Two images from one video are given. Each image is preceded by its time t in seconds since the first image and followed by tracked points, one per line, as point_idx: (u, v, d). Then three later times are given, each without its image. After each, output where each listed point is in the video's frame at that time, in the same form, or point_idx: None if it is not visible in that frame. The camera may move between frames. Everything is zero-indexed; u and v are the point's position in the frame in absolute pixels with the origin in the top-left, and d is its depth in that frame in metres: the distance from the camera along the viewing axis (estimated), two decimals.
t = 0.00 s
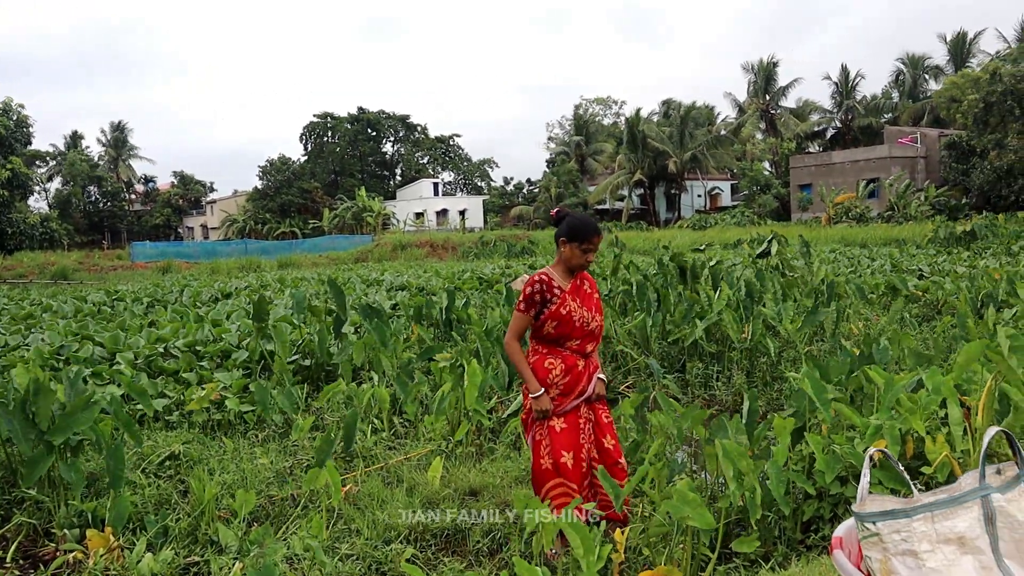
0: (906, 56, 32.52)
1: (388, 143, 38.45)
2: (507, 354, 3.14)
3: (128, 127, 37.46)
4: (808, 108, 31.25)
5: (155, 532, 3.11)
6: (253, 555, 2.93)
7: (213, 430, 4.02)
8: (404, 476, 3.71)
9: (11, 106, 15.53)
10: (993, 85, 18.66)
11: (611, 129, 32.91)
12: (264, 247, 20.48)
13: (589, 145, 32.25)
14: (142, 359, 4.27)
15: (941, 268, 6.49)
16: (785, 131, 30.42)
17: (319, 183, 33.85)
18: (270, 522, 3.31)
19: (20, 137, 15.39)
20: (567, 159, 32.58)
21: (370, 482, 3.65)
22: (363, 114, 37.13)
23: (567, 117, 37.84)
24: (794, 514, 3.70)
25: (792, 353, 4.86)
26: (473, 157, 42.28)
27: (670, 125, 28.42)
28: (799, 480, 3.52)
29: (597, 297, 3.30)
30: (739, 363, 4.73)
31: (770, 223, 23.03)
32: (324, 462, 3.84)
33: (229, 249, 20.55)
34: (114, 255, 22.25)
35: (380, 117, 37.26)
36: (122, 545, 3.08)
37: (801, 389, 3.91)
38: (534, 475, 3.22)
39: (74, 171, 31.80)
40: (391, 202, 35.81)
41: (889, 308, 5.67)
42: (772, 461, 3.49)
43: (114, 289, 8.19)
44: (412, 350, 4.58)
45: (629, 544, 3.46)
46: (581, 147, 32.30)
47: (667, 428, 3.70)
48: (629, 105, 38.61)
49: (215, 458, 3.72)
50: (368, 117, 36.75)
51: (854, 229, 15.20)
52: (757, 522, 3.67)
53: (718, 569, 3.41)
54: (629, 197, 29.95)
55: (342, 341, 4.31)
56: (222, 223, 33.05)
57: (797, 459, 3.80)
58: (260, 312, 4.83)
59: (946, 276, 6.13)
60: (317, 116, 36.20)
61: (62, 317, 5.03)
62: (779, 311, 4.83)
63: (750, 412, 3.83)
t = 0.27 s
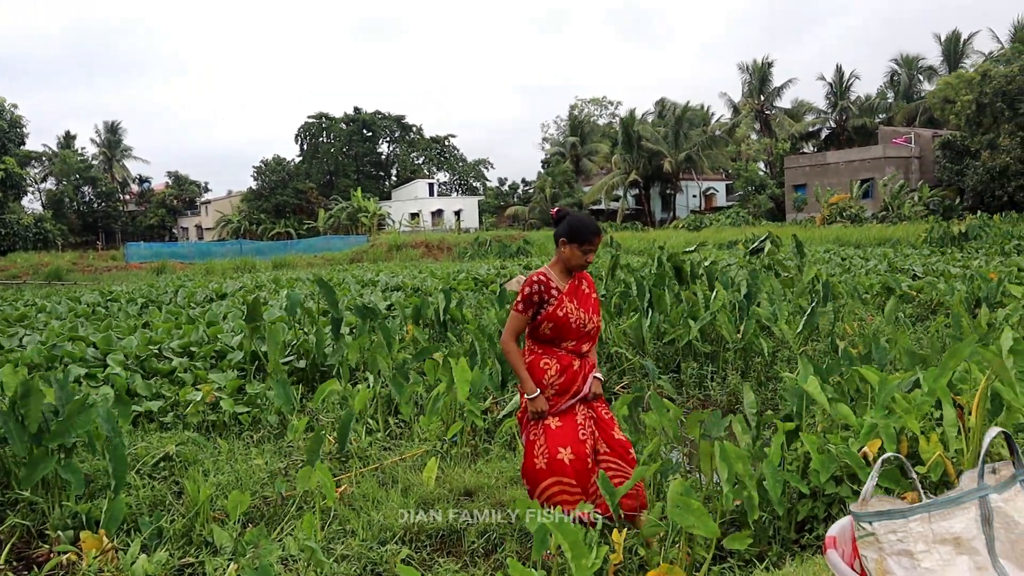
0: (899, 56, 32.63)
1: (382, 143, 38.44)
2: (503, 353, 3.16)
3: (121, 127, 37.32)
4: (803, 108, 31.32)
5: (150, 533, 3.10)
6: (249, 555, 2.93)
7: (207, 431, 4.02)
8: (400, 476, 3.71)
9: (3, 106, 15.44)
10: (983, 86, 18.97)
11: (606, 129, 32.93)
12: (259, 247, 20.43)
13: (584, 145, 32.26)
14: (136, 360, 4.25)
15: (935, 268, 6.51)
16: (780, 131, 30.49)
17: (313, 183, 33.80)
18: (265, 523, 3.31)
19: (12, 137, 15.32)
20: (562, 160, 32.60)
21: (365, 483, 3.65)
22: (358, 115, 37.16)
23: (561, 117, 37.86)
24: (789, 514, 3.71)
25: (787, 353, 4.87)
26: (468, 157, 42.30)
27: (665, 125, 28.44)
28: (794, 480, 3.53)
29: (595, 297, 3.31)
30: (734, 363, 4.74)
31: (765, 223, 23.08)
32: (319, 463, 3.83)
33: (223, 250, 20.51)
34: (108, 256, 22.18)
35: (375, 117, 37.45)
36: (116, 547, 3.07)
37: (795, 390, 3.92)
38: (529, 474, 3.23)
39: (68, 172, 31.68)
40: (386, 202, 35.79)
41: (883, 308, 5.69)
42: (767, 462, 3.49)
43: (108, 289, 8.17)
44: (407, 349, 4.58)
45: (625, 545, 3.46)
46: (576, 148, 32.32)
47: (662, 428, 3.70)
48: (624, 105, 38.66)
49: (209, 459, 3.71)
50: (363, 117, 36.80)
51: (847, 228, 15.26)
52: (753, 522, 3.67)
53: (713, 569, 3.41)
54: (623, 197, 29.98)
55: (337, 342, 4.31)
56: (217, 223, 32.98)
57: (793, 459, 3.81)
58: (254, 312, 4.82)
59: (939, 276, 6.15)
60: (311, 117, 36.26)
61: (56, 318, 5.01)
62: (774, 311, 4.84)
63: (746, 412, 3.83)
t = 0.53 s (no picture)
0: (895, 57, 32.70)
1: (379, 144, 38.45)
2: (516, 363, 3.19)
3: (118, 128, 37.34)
4: (799, 109, 31.37)
5: (145, 535, 3.11)
6: (244, 556, 2.94)
7: (203, 432, 4.01)
8: (395, 477, 3.71)
9: None
10: (978, 88, 19.01)
11: (602, 129, 32.94)
12: (255, 248, 20.44)
13: (580, 146, 32.26)
14: (131, 361, 4.25)
15: (930, 269, 6.54)
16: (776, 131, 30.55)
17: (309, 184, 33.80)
18: (261, 525, 3.31)
19: (9, 139, 15.34)
20: (558, 160, 32.62)
21: (361, 484, 3.65)
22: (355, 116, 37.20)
23: (558, 118, 37.90)
24: (785, 514, 3.71)
25: (783, 353, 4.88)
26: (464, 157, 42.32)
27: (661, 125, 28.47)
28: (790, 481, 3.53)
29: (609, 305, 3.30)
30: (730, 364, 4.75)
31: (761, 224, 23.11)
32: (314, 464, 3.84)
33: (220, 250, 20.52)
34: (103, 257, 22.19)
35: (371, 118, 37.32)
36: (111, 548, 3.07)
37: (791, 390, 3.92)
38: (544, 483, 3.27)
39: (64, 172, 31.64)
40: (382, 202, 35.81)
41: (878, 309, 5.70)
42: (762, 462, 3.49)
43: (104, 290, 8.19)
44: (403, 351, 4.58)
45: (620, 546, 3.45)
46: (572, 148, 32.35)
47: (658, 429, 3.70)
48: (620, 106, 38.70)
49: (205, 460, 3.71)
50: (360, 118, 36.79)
51: (841, 230, 15.29)
52: (749, 523, 3.67)
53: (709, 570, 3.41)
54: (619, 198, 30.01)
55: (332, 343, 4.31)
56: (213, 223, 32.97)
57: (789, 459, 3.81)
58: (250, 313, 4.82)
59: (935, 276, 6.17)
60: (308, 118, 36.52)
61: (52, 319, 5.02)
62: (769, 312, 4.84)
63: (742, 413, 3.83)
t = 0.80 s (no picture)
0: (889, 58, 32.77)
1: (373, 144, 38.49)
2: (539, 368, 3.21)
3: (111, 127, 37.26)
4: (793, 109, 31.47)
5: (138, 535, 3.12)
6: (237, 557, 2.94)
7: (195, 433, 4.02)
8: (388, 477, 3.72)
9: None
10: (971, 90, 19.20)
11: (595, 130, 32.95)
12: (248, 249, 20.38)
13: (575, 146, 32.26)
14: (124, 361, 4.25)
15: (922, 269, 6.58)
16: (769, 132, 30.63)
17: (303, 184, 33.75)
18: (253, 525, 3.32)
19: None
20: (552, 161, 32.63)
21: (353, 484, 3.66)
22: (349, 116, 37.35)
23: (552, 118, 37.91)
24: (777, 513, 3.72)
25: (776, 353, 4.90)
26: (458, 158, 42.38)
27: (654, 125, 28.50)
28: (782, 480, 3.54)
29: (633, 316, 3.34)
30: (723, 364, 4.76)
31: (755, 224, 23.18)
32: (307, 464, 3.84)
33: (213, 251, 20.50)
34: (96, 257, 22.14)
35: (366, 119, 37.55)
36: (103, 549, 3.06)
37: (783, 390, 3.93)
38: (559, 487, 3.32)
39: (56, 172, 31.54)
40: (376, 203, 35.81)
41: (871, 309, 5.74)
42: (754, 461, 3.49)
43: (94, 292, 8.16)
44: (396, 351, 4.59)
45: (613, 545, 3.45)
46: (566, 149, 32.37)
47: (651, 429, 3.70)
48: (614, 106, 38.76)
49: (197, 461, 3.71)
50: (354, 118, 36.94)
51: (833, 230, 15.29)
52: (740, 521, 3.69)
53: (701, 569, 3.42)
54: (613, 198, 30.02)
55: (325, 343, 4.31)
56: (207, 223, 32.90)
57: (781, 458, 3.82)
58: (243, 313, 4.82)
59: (927, 276, 6.21)
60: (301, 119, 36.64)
61: (44, 319, 5.01)
62: (762, 311, 4.86)
63: (734, 412, 3.83)
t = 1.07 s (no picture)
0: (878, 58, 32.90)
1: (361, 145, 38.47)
2: (559, 366, 3.16)
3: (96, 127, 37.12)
4: (780, 110, 31.65)
5: (123, 536, 3.12)
6: (223, 557, 2.95)
7: (181, 433, 4.02)
8: (374, 478, 3.72)
9: None
10: (958, 91, 19.29)
11: (583, 130, 33.01)
12: (235, 249, 20.30)
13: (563, 146, 32.33)
14: (110, 362, 4.25)
15: (909, 269, 6.61)
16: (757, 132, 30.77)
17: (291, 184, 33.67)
18: (239, 527, 3.32)
19: None
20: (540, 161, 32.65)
21: (340, 485, 3.66)
22: (337, 115, 37.27)
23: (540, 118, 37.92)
24: (762, 512, 3.74)
25: (762, 353, 4.92)
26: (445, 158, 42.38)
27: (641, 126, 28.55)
28: (766, 480, 3.56)
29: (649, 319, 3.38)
30: (709, 363, 4.78)
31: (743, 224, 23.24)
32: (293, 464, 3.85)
33: (200, 251, 20.44)
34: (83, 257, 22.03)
35: (353, 119, 37.50)
36: (88, 551, 3.06)
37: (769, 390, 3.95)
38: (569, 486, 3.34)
39: (42, 171, 31.33)
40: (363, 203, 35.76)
41: (858, 309, 5.77)
42: (738, 461, 3.51)
43: (80, 293, 8.16)
44: (383, 351, 4.59)
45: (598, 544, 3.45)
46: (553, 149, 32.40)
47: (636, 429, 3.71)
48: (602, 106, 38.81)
49: (183, 462, 3.71)
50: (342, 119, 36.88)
51: (820, 231, 15.34)
52: (726, 521, 3.70)
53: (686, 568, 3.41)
54: (600, 198, 30.05)
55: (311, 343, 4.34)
56: (194, 223, 32.75)
57: (767, 459, 3.84)
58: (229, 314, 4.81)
59: (914, 276, 6.24)
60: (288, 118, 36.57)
61: (30, 320, 4.99)
62: (748, 312, 4.88)
63: (721, 413, 3.83)
